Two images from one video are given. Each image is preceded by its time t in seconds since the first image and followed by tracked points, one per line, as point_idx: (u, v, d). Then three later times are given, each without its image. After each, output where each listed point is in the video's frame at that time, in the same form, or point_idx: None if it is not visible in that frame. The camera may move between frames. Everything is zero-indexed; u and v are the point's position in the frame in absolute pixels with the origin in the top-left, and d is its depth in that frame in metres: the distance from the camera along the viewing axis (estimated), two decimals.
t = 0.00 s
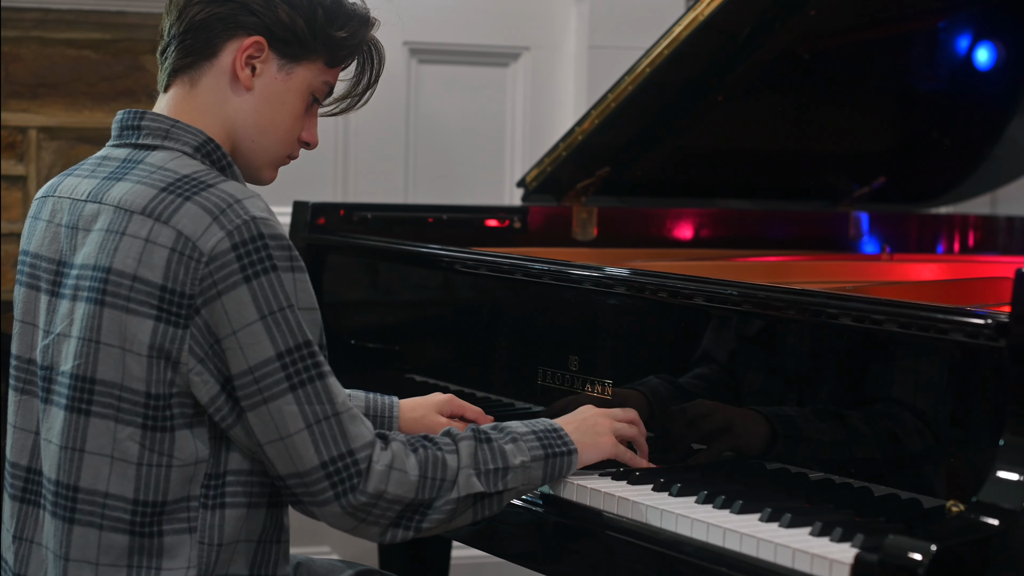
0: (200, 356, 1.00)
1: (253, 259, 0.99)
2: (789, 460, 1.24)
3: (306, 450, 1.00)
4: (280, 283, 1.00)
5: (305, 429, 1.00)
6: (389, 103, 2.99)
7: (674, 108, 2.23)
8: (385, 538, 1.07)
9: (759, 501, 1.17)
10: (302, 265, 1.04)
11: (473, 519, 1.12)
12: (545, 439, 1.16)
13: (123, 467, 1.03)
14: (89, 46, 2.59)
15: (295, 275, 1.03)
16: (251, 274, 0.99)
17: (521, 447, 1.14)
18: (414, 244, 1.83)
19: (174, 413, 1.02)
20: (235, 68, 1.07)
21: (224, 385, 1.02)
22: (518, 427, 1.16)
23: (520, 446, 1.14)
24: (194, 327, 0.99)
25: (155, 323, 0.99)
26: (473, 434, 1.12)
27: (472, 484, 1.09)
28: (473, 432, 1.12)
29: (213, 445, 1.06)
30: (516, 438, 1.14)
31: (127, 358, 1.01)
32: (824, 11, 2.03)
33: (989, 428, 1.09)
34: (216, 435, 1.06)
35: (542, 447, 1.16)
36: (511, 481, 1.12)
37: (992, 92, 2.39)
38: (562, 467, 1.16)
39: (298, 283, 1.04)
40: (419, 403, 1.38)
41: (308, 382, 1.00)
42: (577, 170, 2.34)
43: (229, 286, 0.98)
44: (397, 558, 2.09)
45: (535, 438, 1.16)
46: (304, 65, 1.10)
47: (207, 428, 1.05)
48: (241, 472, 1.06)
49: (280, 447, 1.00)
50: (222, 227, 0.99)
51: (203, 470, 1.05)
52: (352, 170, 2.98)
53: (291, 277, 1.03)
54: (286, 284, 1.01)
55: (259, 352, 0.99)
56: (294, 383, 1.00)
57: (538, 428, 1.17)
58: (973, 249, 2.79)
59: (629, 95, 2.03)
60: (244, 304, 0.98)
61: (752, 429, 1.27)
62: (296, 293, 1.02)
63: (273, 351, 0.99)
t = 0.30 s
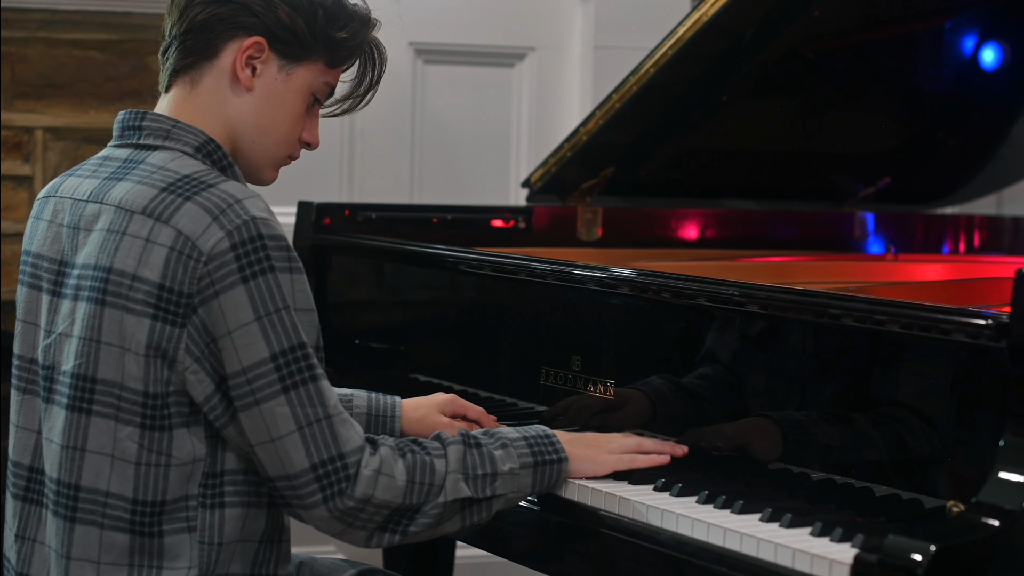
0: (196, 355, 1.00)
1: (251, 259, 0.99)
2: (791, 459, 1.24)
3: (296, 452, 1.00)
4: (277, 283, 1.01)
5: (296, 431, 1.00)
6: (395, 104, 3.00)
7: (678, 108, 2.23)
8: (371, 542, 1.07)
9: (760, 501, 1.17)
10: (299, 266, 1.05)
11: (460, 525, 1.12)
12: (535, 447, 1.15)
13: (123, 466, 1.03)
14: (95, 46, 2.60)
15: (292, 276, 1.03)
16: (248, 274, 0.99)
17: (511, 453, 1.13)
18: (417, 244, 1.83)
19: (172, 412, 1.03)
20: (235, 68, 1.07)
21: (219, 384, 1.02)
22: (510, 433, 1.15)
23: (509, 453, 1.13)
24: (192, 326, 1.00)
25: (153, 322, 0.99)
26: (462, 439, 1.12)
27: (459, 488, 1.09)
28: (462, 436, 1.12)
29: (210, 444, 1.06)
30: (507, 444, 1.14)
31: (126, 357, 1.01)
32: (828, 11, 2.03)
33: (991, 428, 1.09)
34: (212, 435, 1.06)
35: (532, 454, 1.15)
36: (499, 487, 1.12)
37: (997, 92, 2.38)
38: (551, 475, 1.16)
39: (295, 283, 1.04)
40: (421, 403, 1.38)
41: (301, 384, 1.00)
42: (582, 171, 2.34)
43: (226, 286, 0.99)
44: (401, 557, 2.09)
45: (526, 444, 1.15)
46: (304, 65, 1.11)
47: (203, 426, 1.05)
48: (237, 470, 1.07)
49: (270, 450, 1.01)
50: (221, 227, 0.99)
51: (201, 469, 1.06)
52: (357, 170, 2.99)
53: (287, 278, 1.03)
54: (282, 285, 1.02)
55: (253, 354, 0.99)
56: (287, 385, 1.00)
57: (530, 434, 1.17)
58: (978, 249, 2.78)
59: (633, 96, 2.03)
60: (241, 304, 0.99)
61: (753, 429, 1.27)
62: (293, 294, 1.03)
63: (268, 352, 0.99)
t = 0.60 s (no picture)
0: (197, 354, 1.00)
1: (250, 254, 0.99)
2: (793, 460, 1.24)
3: (302, 446, 0.99)
4: (277, 278, 1.00)
5: (301, 425, 1.00)
6: (401, 104, 3.00)
7: (683, 109, 2.23)
8: (387, 533, 1.05)
9: (761, 502, 1.17)
10: (300, 262, 1.04)
11: (475, 516, 1.09)
12: (544, 434, 1.13)
13: (124, 466, 1.04)
14: (102, 47, 2.60)
15: (293, 271, 1.02)
16: (247, 269, 0.99)
17: (519, 440, 1.11)
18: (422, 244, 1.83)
19: (173, 412, 1.03)
20: (235, 68, 1.08)
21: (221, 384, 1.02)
22: (516, 421, 1.14)
23: (518, 440, 1.12)
24: (191, 325, 1.00)
25: (153, 321, 1.00)
26: (470, 426, 1.10)
27: (470, 474, 1.07)
28: (471, 424, 1.11)
29: (213, 445, 1.06)
30: (515, 431, 1.12)
31: (126, 356, 1.02)
32: (832, 12, 2.02)
33: (993, 429, 1.09)
34: (214, 435, 1.06)
35: (541, 441, 1.13)
36: (509, 475, 1.10)
37: (1002, 92, 2.38)
38: (561, 462, 1.13)
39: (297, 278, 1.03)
40: (425, 402, 1.38)
41: (304, 377, 1.00)
42: (587, 171, 2.34)
43: (226, 282, 0.99)
44: (406, 557, 2.10)
45: (533, 431, 1.13)
46: (304, 66, 1.11)
47: (205, 426, 1.05)
48: (240, 471, 1.08)
49: (277, 445, 1.00)
50: (220, 224, 1.00)
51: (204, 470, 1.06)
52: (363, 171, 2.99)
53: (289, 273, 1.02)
54: (283, 280, 1.01)
55: (255, 349, 0.99)
56: (290, 378, 0.99)
57: (536, 422, 1.15)
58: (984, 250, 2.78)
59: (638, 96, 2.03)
60: (241, 299, 0.99)
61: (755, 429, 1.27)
62: (294, 288, 1.02)
63: (269, 347, 0.99)
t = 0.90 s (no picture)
0: (199, 352, 1.00)
1: (246, 249, 0.99)
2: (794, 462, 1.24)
3: (312, 433, 0.99)
4: (275, 271, 1.00)
5: (309, 412, 0.99)
6: (406, 105, 3.00)
7: (685, 110, 2.23)
8: (408, 514, 1.04)
9: (761, 504, 1.17)
10: (298, 255, 1.04)
11: (499, 492, 1.09)
12: (564, 409, 1.11)
13: (125, 466, 1.04)
14: (107, 48, 2.61)
15: (292, 264, 1.02)
16: (244, 263, 0.99)
17: (539, 416, 1.10)
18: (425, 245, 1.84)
19: (175, 412, 1.03)
20: (231, 68, 1.08)
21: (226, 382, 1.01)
22: (536, 396, 1.12)
23: (538, 416, 1.10)
24: (191, 323, 1.00)
25: (154, 321, 1.00)
26: (487, 403, 1.08)
27: (489, 450, 1.06)
28: (488, 400, 1.09)
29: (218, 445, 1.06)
30: (534, 407, 1.10)
31: (126, 357, 1.02)
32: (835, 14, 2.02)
33: (993, 431, 1.08)
34: (221, 434, 1.06)
35: (561, 416, 1.11)
36: (531, 450, 1.09)
37: (1006, 94, 2.37)
38: (582, 437, 1.11)
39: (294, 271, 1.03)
40: (429, 402, 1.38)
41: (309, 365, 0.99)
42: (590, 172, 2.34)
43: (224, 276, 0.99)
44: (410, 558, 2.10)
45: (554, 406, 1.11)
46: (301, 64, 1.11)
47: (211, 428, 1.05)
48: (244, 471, 1.08)
49: (288, 435, 0.99)
50: (215, 221, 1.00)
51: (207, 469, 1.06)
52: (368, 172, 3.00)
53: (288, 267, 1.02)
54: (281, 272, 1.01)
55: (257, 340, 0.98)
56: (294, 368, 0.99)
57: (557, 397, 1.13)
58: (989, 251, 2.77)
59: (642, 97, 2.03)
60: (239, 293, 0.98)
61: (756, 431, 1.27)
62: (292, 280, 1.02)
63: (271, 338, 0.98)
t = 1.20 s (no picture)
0: (203, 352, 1.01)
1: (246, 251, 0.99)
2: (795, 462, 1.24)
3: (321, 432, 0.99)
4: (276, 272, 1.00)
5: (317, 411, 0.99)
6: (411, 106, 3.00)
7: (688, 110, 2.23)
8: (419, 510, 1.05)
9: (760, 505, 1.17)
10: (298, 254, 1.04)
11: (513, 486, 1.09)
12: (583, 401, 1.11)
13: (128, 466, 1.04)
14: (112, 49, 2.61)
15: (292, 264, 1.02)
16: (245, 265, 0.99)
17: (558, 410, 1.09)
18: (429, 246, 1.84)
19: (183, 411, 1.03)
20: (225, 66, 1.08)
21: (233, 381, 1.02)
22: (557, 388, 1.11)
23: (557, 409, 1.09)
24: (194, 324, 1.01)
25: (157, 322, 1.01)
26: (506, 398, 1.08)
27: (503, 448, 1.06)
28: (507, 395, 1.08)
29: (223, 444, 1.06)
30: (554, 400, 1.09)
31: (128, 358, 1.03)
32: (839, 15, 2.02)
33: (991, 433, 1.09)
34: (228, 433, 1.07)
35: (580, 410, 1.10)
36: (547, 446, 1.08)
37: (1010, 94, 2.37)
38: (602, 431, 1.10)
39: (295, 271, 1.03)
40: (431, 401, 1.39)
41: (315, 365, 1.00)
42: (594, 173, 2.34)
43: (225, 278, 0.99)
44: (414, 558, 2.11)
45: (573, 398, 1.11)
46: (295, 60, 1.11)
47: (218, 425, 1.06)
48: (246, 469, 1.08)
49: (299, 433, 1.00)
50: (214, 223, 1.00)
51: (212, 468, 1.06)
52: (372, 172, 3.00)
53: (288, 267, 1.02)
54: (282, 274, 1.01)
55: (262, 341, 0.98)
56: (301, 367, 0.99)
57: (577, 389, 1.12)
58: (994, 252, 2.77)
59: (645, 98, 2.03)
60: (241, 295, 0.99)
61: (757, 431, 1.28)
62: (294, 281, 1.02)
63: (276, 338, 0.99)
